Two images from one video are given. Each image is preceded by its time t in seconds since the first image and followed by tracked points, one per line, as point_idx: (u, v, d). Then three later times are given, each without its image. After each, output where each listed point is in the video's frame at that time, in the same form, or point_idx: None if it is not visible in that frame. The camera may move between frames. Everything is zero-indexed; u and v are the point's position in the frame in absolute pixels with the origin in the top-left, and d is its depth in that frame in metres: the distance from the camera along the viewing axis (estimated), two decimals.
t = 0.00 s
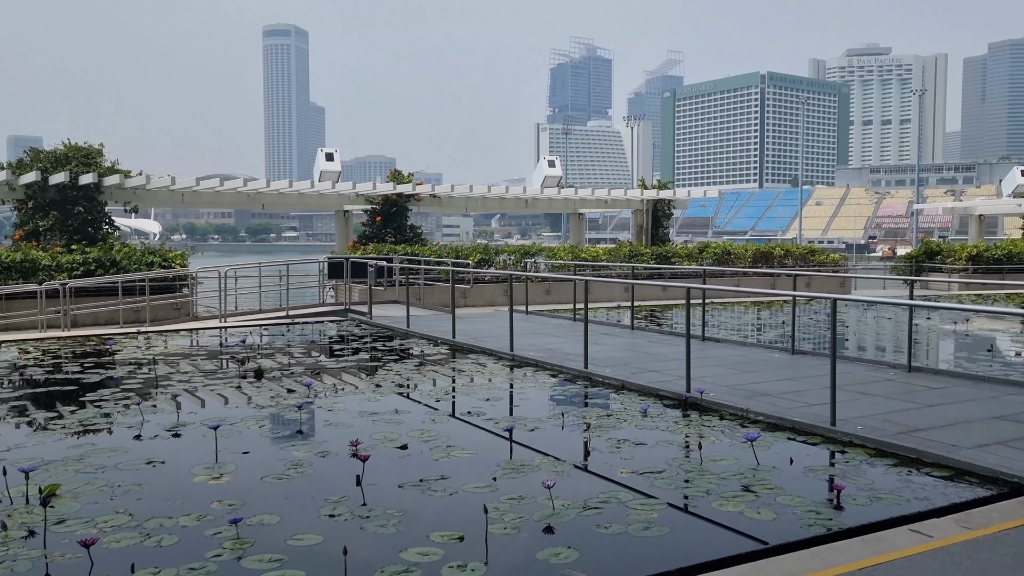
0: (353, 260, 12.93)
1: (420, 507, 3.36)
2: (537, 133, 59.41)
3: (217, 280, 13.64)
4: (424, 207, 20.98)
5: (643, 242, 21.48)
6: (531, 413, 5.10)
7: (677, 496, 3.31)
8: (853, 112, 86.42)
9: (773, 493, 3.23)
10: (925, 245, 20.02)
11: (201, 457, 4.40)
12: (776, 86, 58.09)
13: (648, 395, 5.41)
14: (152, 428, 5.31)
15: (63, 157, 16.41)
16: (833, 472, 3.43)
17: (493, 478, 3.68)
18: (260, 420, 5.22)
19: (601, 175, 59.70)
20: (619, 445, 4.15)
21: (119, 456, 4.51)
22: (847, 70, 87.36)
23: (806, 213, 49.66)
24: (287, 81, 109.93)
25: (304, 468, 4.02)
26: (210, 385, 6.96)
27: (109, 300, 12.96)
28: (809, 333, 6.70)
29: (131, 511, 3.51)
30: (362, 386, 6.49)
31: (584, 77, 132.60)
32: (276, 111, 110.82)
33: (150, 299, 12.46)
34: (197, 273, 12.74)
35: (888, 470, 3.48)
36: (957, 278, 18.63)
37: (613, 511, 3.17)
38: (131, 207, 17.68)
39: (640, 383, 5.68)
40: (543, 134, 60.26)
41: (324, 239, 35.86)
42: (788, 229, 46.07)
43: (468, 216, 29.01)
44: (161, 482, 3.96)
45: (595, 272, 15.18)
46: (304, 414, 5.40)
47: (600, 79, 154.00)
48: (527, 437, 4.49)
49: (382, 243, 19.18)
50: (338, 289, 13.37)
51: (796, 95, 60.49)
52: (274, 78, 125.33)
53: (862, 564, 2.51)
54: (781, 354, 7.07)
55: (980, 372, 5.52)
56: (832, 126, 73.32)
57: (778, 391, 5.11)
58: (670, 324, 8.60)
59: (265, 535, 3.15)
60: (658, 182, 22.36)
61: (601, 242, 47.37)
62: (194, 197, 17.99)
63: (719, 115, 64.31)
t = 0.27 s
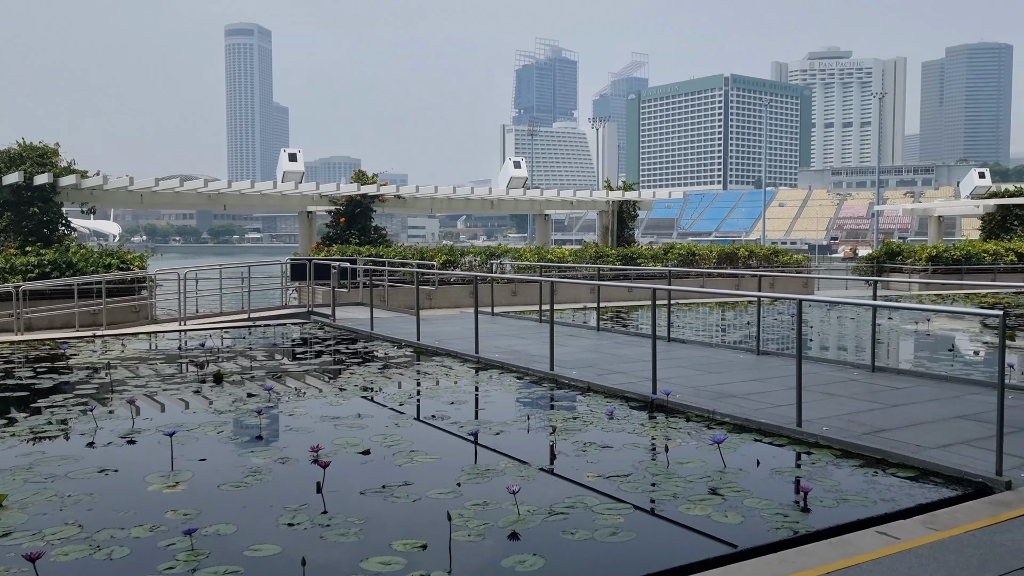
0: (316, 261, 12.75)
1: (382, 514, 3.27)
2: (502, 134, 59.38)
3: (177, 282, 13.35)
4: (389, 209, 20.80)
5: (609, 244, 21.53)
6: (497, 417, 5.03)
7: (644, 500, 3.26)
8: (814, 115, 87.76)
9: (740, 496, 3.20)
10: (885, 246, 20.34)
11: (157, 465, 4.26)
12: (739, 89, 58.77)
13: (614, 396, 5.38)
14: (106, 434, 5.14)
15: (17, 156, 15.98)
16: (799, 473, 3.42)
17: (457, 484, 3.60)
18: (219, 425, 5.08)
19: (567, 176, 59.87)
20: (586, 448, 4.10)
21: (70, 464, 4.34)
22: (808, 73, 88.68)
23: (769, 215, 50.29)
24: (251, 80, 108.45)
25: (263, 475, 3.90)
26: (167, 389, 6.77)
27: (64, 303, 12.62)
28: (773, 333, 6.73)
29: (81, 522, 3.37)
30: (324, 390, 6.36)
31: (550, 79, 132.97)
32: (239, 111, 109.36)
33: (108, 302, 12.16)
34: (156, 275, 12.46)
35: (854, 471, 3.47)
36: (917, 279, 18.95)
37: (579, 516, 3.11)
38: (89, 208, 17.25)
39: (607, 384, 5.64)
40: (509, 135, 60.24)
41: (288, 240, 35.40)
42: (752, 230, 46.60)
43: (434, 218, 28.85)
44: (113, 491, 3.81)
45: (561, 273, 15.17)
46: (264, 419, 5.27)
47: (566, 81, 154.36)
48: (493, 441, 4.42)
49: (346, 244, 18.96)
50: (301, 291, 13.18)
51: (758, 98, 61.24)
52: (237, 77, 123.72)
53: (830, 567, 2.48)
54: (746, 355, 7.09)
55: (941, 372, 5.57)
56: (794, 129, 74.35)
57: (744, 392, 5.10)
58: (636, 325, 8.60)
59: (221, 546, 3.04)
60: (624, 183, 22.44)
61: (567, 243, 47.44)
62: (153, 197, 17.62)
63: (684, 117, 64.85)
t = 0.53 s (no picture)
0: (257, 263, 12.45)
1: (325, 525, 3.16)
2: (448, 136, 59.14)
3: (110, 284, 12.89)
4: (332, 209, 20.47)
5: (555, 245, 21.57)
6: (443, 422, 4.94)
7: (592, 505, 3.22)
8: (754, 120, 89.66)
9: (689, 499, 3.18)
10: (823, 249, 20.83)
11: (85, 476, 4.05)
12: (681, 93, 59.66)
13: (561, 400, 5.34)
14: (30, 445, 4.88)
15: None
16: (747, 476, 3.42)
17: (403, 493, 3.51)
18: (153, 434, 4.87)
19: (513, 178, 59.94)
20: (533, 453, 4.04)
21: None
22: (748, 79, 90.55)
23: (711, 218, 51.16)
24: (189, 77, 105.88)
25: (199, 485, 3.75)
26: (98, 396, 6.49)
27: None
28: (718, 335, 6.80)
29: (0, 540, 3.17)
30: (264, 395, 6.17)
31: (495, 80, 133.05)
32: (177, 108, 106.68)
33: (37, 305, 11.66)
34: (88, 276, 12.01)
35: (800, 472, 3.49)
36: (853, 280, 19.47)
37: (528, 523, 3.05)
38: (17, 207, 16.57)
39: (554, 387, 5.60)
40: (455, 135, 60.04)
41: (228, 241, 34.59)
42: (694, 233, 47.33)
43: (378, 219, 28.53)
44: (37, 505, 3.61)
45: (507, 275, 15.13)
46: (201, 427, 5.07)
47: (511, 83, 154.61)
48: (439, 447, 4.33)
49: (288, 245, 18.60)
50: (241, 293, 12.85)
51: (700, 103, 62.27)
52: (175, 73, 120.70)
53: (779, 571, 2.47)
54: (692, 356, 7.14)
55: (881, 372, 5.68)
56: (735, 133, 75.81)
57: (690, 394, 5.12)
58: (582, 327, 8.60)
59: (152, 563, 2.88)
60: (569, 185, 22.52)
61: (513, 244, 47.47)
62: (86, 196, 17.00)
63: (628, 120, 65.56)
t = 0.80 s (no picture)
0: (175, 265, 11.99)
1: (245, 545, 3.00)
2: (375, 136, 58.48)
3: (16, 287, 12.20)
4: (255, 209, 19.92)
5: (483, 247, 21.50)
6: (371, 430, 4.81)
7: (525, 514, 3.16)
8: (678, 125, 91.55)
9: (622, 506, 3.15)
10: (745, 251, 21.36)
11: None
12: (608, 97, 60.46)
13: (492, 404, 5.27)
14: None
15: None
16: (678, 480, 3.42)
17: (330, 506, 3.38)
18: (59, 448, 4.59)
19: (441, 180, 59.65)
20: (465, 461, 3.96)
21: None
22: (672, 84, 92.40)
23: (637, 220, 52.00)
24: (102, 70, 101.75)
25: (109, 503, 3.53)
26: None
27: None
28: (648, 337, 6.86)
29: None
30: (181, 404, 5.90)
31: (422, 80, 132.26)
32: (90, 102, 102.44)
33: None
34: None
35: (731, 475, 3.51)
36: (774, 283, 20.00)
37: (460, 535, 2.97)
38: None
39: (484, 392, 5.53)
40: (382, 136, 59.40)
41: (144, 242, 33.35)
42: (620, 235, 47.99)
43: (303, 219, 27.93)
44: None
45: (436, 276, 14.98)
46: (113, 439, 4.81)
47: (439, 83, 153.98)
48: (367, 456, 4.20)
49: (208, 247, 18.01)
50: (158, 296, 12.36)
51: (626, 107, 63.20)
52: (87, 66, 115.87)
53: None
54: (621, 359, 7.18)
55: (804, 373, 5.81)
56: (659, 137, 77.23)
57: (620, 397, 5.12)
58: (512, 330, 8.56)
59: None
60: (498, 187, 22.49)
61: (441, 246, 47.25)
62: None
63: (556, 123, 66.07)
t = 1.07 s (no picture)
0: (106, 268, 11.56)
1: (179, 560, 2.86)
2: (317, 137, 57.63)
3: None
4: (192, 210, 19.39)
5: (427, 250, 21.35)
6: (313, 437, 4.68)
7: (473, 521, 3.09)
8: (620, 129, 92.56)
9: (570, 511, 3.10)
10: (688, 255, 21.66)
11: None
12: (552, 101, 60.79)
13: (437, 409, 5.19)
14: None
15: None
16: (627, 484, 3.39)
17: (269, 518, 3.25)
18: None
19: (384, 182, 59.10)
20: (410, 468, 3.87)
21: None
22: (615, 89, 93.40)
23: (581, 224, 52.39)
24: (30, 66, 97.98)
25: (31, 520, 3.34)
26: None
27: None
28: (595, 339, 6.86)
29: None
30: (111, 413, 5.66)
31: (365, 81, 130.97)
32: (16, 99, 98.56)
33: None
34: None
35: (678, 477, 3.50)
36: (715, 285, 20.31)
37: (405, 546, 2.88)
38: None
39: (430, 397, 5.45)
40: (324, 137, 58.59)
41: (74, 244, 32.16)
42: (565, 238, 48.26)
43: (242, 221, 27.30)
44: None
45: (379, 279, 14.78)
46: (36, 451, 4.57)
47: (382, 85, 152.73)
48: (308, 465, 4.07)
49: (142, 248, 17.45)
50: (88, 300, 11.90)
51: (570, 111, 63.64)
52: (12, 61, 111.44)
53: None
54: (567, 361, 7.17)
55: (747, 375, 5.88)
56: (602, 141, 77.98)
57: (567, 400, 5.08)
58: (457, 333, 8.48)
59: None
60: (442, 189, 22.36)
61: (384, 248, 46.80)
62: None
63: (499, 126, 66.11)
